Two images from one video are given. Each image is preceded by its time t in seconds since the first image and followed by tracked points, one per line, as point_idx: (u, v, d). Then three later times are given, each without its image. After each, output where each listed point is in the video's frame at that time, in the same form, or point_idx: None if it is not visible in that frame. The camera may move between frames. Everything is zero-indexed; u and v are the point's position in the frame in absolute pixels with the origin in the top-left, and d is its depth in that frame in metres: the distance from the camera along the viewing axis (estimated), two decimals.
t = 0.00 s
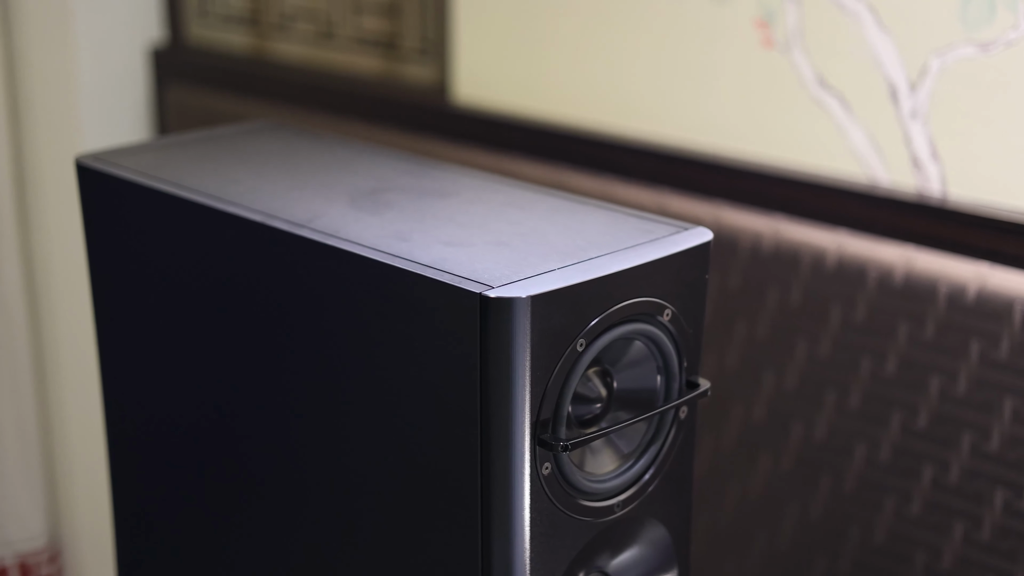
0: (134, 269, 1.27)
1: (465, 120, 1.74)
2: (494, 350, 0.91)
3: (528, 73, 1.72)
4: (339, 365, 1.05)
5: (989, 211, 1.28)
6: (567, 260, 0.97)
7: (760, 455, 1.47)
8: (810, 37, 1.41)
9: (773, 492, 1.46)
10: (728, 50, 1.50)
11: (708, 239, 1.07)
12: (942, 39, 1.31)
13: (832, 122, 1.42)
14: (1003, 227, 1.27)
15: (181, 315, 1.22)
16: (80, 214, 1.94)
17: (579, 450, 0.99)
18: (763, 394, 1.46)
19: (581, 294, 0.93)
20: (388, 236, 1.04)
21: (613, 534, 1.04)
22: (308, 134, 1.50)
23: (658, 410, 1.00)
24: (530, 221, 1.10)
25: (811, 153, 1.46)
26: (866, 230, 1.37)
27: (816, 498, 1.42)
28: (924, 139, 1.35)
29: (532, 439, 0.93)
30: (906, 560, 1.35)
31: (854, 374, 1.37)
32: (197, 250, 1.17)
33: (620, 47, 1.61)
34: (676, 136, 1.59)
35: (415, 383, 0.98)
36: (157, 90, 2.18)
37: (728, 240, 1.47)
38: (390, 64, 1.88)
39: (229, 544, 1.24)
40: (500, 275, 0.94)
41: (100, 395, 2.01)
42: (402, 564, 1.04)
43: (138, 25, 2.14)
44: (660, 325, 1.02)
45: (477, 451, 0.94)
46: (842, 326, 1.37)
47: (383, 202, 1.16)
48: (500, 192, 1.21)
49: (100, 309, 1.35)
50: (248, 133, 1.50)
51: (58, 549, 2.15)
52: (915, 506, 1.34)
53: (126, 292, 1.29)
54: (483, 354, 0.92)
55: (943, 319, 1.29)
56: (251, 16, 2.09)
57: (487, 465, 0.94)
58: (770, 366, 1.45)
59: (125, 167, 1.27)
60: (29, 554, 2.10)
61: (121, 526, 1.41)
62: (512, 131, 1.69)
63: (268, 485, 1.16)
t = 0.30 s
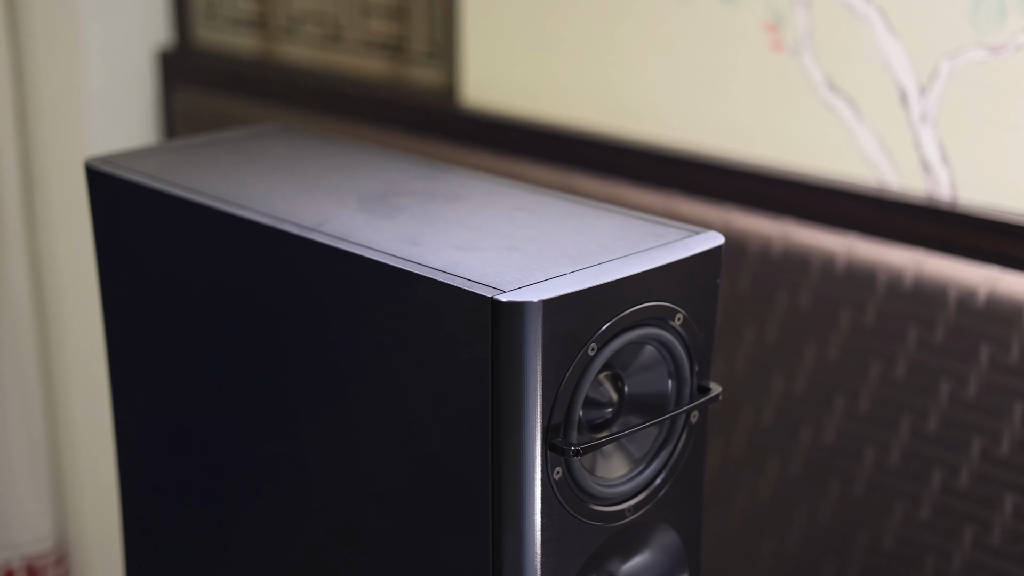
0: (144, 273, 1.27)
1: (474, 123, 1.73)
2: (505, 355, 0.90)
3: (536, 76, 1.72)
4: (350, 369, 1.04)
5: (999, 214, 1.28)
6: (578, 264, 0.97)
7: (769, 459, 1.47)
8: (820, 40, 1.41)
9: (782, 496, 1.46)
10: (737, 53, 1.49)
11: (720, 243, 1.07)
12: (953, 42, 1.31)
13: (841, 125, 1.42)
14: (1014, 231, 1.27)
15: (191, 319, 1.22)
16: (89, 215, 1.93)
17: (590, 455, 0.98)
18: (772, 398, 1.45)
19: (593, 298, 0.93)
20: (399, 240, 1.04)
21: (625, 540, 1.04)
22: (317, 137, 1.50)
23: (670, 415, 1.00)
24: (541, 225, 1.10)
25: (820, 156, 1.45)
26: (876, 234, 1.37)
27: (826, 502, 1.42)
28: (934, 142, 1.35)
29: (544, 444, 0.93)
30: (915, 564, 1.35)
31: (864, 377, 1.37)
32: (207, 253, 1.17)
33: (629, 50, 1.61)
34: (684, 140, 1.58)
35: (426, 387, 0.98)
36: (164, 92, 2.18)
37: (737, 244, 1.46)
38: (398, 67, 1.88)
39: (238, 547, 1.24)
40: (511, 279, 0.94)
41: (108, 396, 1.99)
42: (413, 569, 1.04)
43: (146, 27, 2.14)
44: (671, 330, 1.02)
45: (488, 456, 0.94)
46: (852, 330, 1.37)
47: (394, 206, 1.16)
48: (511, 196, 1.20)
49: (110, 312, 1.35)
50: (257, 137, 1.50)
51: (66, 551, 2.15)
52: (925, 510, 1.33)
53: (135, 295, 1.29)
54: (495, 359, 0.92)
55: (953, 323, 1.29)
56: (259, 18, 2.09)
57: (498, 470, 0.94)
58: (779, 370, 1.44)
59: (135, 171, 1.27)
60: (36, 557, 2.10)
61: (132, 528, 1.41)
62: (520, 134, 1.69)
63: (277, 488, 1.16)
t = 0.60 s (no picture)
0: (154, 276, 1.27)
1: (483, 127, 1.73)
2: (517, 359, 0.90)
3: (545, 79, 1.71)
4: (361, 374, 1.04)
5: (1010, 219, 1.28)
6: (590, 269, 0.97)
7: (778, 464, 1.47)
8: (829, 44, 1.41)
9: (792, 500, 1.46)
10: (746, 56, 1.49)
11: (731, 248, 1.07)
12: (963, 46, 1.31)
13: (851, 129, 1.42)
14: None
15: (201, 323, 1.22)
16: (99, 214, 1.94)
17: (602, 460, 0.98)
18: (781, 402, 1.45)
19: (605, 302, 0.93)
20: (410, 245, 1.04)
21: (636, 545, 1.04)
22: (327, 141, 1.50)
23: (681, 420, 1.00)
24: (553, 230, 1.09)
25: (830, 160, 1.45)
26: (886, 238, 1.37)
27: (835, 506, 1.42)
28: (944, 146, 1.35)
29: (555, 449, 0.93)
30: (925, 568, 1.34)
31: (874, 382, 1.36)
32: (218, 257, 1.17)
33: (638, 54, 1.61)
34: (693, 144, 1.58)
35: (437, 391, 0.98)
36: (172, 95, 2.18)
37: (747, 248, 1.46)
38: (406, 70, 1.88)
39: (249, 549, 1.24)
40: (523, 284, 0.94)
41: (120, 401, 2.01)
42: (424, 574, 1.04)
43: (154, 29, 2.14)
44: (683, 335, 1.02)
45: (500, 461, 0.94)
46: (861, 334, 1.36)
47: (405, 210, 1.16)
48: (522, 201, 1.20)
49: (121, 315, 1.35)
50: (267, 141, 1.50)
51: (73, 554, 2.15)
52: (935, 514, 1.33)
53: (146, 299, 1.29)
54: (507, 364, 0.91)
55: (964, 328, 1.28)
56: (267, 21, 2.09)
57: (510, 475, 0.94)
58: (789, 374, 1.44)
59: (146, 175, 1.27)
60: (44, 559, 2.10)
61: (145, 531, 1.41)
62: (530, 138, 1.68)
63: (289, 491, 1.16)
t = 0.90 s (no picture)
0: (164, 279, 1.27)
1: (492, 130, 1.73)
2: (527, 363, 0.90)
3: (553, 83, 1.71)
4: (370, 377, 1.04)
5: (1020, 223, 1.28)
6: (600, 273, 0.97)
7: (787, 468, 1.46)
8: (839, 47, 1.41)
9: (800, 504, 1.45)
10: (755, 60, 1.49)
11: (741, 253, 1.07)
12: (973, 50, 1.30)
13: (860, 133, 1.42)
14: None
15: (211, 326, 1.22)
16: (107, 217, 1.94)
17: (612, 465, 0.98)
18: (790, 406, 1.45)
19: (616, 307, 0.93)
20: (420, 249, 1.04)
21: (647, 550, 1.04)
22: (336, 145, 1.50)
23: (692, 425, 1.00)
24: (562, 234, 1.09)
25: (839, 164, 1.45)
26: (896, 242, 1.37)
27: (844, 511, 1.41)
28: (954, 150, 1.34)
29: (565, 453, 0.93)
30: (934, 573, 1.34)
31: (882, 387, 1.36)
32: (227, 259, 1.17)
33: (647, 58, 1.60)
34: (701, 147, 1.58)
35: (447, 395, 0.98)
36: (180, 98, 2.18)
37: (756, 251, 1.46)
38: (414, 73, 1.88)
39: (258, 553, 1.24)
40: (534, 288, 0.94)
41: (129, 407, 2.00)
42: None
43: (162, 32, 2.14)
44: (694, 339, 1.02)
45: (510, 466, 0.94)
46: (870, 337, 1.36)
47: (414, 214, 1.16)
48: (532, 205, 1.20)
49: (130, 318, 1.35)
50: (276, 144, 1.50)
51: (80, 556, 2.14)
52: (944, 519, 1.33)
53: (155, 301, 1.29)
54: (517, 369, 0.91)
55: (973, 332, 1.28)
56: (274, 24, 2.09)
57: (519, 479, 0.94)
58: (797, 379, 1.44)
59: (156, 178, 1.27)
60: (51, 562, 2.10)
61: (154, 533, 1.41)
62: (538, 141, 1.68)
63: (298, 495, 1.16)
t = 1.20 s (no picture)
0: (172, 281, 1.27)
1: (501, 133, 1.73)
2: (537, 367, 0.90)
3: (561, 85, 1.71)
4: (379, 380, 1.04)
5: None
6: (610, 277, 0.97)
7: (795, 472, 1.46)
8: (847, 50, 1.40)
9: (809, 508, 1.45)
10: (763, 63, 1.49)
11: (751, 256, 1.06)
12: (983, 52, 1.30)
13: (869, 136, 1.41)
14: None
15: (218, 329, 1.22)
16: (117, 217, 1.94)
17: (621, 469, 0.98)
18: (798, 409, 1.45)
19: (625, 310, 0.92)
20: (430, 252, 1.04)
21: (655, 554, 1.04)
22: (344, 148, 1.50)
23: (701, 428, 0.99)
24: (572, 237, 1.09)
25: (847, 167, 1.45)
26: (905, 246, 1.36)
27: (852, 514, 1.41)
28: (963, 153, 1.34)
29: (574, 457, 0.92)
30: None
31: (891, 390, 1.36)
32: (236, 262, 1.17)
33: (655, 61, 1.60)
34: (710, 150, 1.58)
35: (457, 399, 0.98)
36: (188, 100, 2.18)
37: (764, 254, 1.45)
38: (421, 75, 1.88)
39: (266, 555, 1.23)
40: (543, 292, 0.94)
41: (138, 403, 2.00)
42: None
43: (169, 34, 2.14)
44: (703, 343, 1.01)
45: (519, 470, 0.94)
46: (879, 340, 1.36)
47: (423, 217, 1.15)
48: (541, 208, 1.20)
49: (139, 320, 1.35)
50: (284, 147, 1.50)
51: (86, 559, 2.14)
52: (952, 523, 1.32)
53: (163, 304, 1.29)
54: (526, 373, 0.91)
55: (982, 335, 1.28)
56: (282, 27, 2.09)
57: (529, 483, 0.93)
58: (806, 382, 1.43)
59: (164, 181, 1.27)
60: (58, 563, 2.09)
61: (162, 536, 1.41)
62: (546, 143, 1.68)
63: (306, 497, 1.16)
